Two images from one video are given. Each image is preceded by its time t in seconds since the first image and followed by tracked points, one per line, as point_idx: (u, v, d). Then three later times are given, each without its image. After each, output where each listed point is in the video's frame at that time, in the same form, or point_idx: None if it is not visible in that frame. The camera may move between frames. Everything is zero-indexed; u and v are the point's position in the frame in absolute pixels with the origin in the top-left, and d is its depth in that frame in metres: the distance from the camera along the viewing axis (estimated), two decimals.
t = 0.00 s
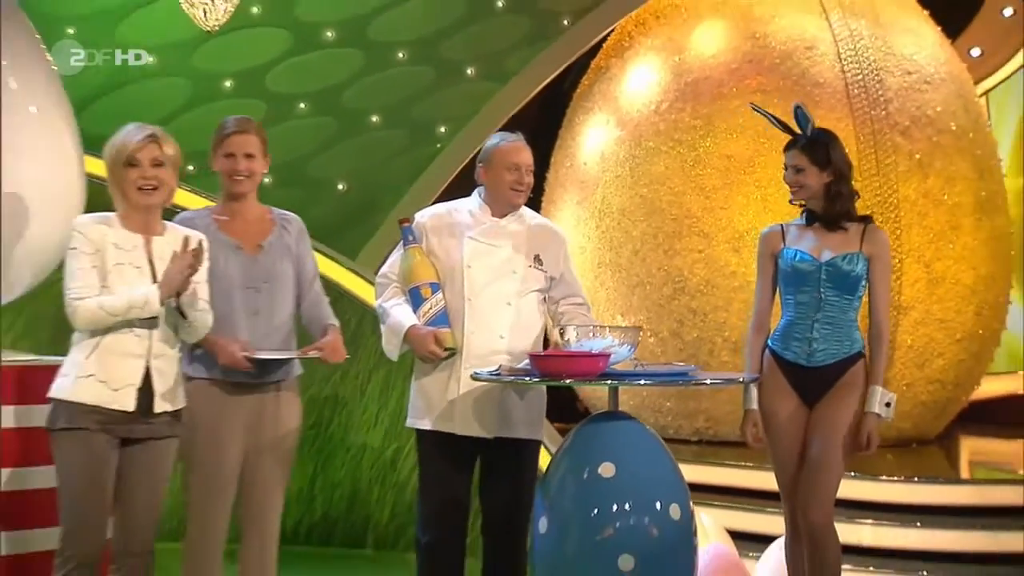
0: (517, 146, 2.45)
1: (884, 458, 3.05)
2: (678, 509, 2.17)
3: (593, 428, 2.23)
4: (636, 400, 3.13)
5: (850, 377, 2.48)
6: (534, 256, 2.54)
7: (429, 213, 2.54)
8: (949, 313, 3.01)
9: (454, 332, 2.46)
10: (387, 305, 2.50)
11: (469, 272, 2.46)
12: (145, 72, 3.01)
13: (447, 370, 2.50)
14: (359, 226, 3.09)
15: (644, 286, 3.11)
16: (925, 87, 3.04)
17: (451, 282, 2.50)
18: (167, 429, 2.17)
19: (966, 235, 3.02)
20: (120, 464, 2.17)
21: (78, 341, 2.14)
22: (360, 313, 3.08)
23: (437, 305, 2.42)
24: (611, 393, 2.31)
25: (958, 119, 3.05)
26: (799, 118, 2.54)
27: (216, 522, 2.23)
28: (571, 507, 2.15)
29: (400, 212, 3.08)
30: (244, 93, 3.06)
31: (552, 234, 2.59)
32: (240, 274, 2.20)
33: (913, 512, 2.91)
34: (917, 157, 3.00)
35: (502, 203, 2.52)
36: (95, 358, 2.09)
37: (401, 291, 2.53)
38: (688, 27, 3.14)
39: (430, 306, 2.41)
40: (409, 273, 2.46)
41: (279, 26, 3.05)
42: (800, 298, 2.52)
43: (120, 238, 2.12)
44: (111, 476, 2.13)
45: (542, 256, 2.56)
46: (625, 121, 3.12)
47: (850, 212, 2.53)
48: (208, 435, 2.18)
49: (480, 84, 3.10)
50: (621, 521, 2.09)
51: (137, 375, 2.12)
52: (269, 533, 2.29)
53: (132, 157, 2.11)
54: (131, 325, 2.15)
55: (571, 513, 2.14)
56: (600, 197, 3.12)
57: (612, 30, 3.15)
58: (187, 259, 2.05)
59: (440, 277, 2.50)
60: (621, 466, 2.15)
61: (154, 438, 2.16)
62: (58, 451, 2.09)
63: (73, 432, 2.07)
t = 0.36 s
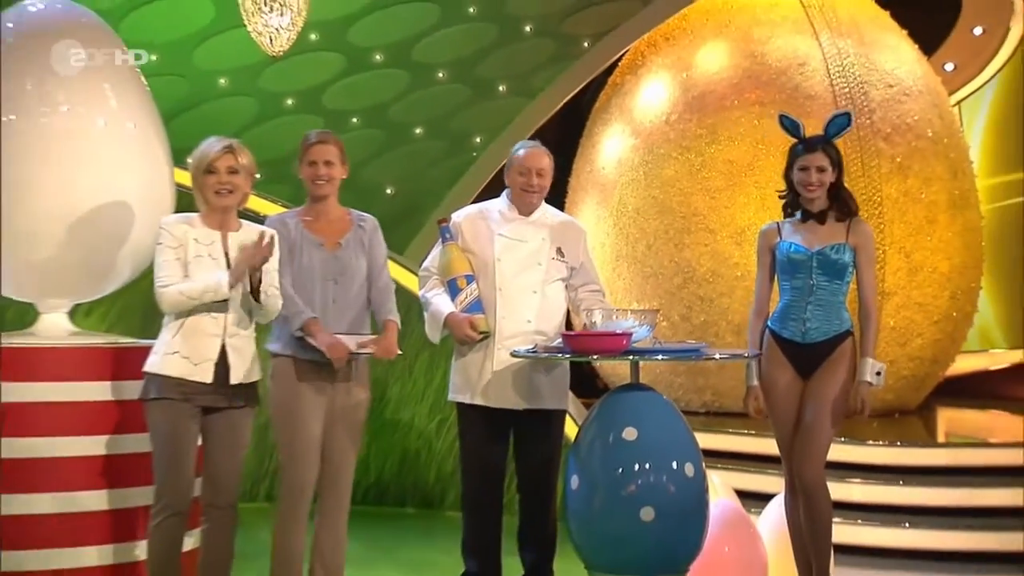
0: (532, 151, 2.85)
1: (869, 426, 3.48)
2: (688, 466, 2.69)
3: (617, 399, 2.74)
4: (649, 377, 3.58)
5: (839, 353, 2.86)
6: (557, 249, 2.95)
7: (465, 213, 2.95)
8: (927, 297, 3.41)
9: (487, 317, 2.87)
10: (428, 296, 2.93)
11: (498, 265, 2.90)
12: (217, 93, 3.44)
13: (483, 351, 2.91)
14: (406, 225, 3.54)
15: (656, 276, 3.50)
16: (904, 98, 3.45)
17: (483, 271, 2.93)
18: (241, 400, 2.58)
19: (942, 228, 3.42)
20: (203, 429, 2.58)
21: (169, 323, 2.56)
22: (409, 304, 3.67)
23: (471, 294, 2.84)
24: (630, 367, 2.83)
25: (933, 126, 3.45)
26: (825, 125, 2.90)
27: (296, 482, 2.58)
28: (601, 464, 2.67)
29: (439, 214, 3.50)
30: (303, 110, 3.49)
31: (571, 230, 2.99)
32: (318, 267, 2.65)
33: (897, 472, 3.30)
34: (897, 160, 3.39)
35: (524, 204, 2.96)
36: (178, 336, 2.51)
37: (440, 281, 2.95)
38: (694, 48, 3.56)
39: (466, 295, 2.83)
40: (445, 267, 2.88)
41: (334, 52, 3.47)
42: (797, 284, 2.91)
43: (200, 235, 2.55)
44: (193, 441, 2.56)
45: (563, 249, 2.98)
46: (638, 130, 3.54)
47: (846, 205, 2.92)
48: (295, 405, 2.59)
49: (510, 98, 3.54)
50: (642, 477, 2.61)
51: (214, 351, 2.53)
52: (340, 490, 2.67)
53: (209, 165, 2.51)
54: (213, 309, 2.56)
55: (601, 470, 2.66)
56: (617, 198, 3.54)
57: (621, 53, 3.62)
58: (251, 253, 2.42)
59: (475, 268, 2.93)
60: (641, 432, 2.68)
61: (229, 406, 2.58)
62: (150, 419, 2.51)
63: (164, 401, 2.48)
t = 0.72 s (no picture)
0: (542, 155, 3.38)
1: (859, 398, 3.92)
2: (697, 430, 3.35)
3: (635, 374, 3.41)
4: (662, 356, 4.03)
5: (828, 330, 3.28)
6: (573, 242, 3.47)
7: (493, 213, 3.47)
8: (909, 283, 3.84)
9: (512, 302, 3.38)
10: (461, 285, 3.44)
11: (522, 257, 3.41)
12: (280, 108, 3.95)
13: (510, 332, 3.41)
14: (447, 223, 4.02)
15: (668, 267, 3.94)
16: (888, 107, 3.89)
17: (509, 262, 3.44)
18: (298, 371, 3.12)
19: (922, 221, 3.86)
20: (268, 400, 3.12)
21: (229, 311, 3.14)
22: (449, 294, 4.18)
23: (498, 283, 3.36)
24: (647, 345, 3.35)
25: (914, 132, 3.89)
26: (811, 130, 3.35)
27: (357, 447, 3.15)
28: (622, 428, 3.33)
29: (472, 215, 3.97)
30: (355, 122, 4.00)
31: (582, 227, 3.50)
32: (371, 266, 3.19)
33: (882, 437, 3.74)
34: (882, 162, 3.82)
35: (542, 203, 3.47)
36: (236, 318, 3.07)
37: (471, 271, 3.46)
38: (700, 64, 4.00)
39: (493, 284, 3.35)
40: (477, 259, 3.38)
41: (383, 71, 3.98)
42: (791, 272, 3.35)
43: (249, 232, 3.13)
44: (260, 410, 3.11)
45: (580, 242, 3.48)
46: (651, 137, 3.99)
47: (836, 202, 3.35)
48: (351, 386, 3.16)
49: (537, 110, 4.00)
50: (656, 439, 3.28)
51: (267, 331, 3.08)
52: (394, 456, 3.25)
53: (256, 174, 3.07)
54: (264, 297, 3.14)
55: (622, 432, 3.33)
56: (633, 198, 3.99)
57: (635, 69, 4.09)
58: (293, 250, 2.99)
59: (502, 261, 3.45)
60: (657, 402, 3.34)
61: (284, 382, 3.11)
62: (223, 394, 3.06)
63: (230, 377, 3.03)
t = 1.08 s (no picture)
0: (559, 156, 3.86)
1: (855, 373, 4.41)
2: (710, 400, 3.79)
3: (654, 349, 3.85)
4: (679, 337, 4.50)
5: (823, 311, 3.72)
6: (592, 235, 3.94)
7: (519, 210, 3.95)
8: (900, 270, 4.28)
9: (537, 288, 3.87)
10: (493, 274, 3.93)
11: (545, 247, 3.89)
12: (336, 118, 4.50)
13: (536, 316, 3.87)
14: (486, 218, 4.52)
15: (682, 257, 4.38)
16: (881, 112, 4.33)
17: (534, 253, 3.92)
18: (351, 348, 3.64)
19: (911, 214, 4.29)
20: (324, 373, 3.64)
21: (289, 299, 3.64)
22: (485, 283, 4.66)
23: (524, 270, 3.86)
24: (664, 323, 3.87)
25: (904, 134, 4.33)
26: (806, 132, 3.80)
27: (409, 417, 3.66)
28: (642, 398, 3.78)
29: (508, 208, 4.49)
30: (402, 129, 4.53)
31: (598, 220, 3.96)
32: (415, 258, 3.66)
33: (876, 407, 4.20)
34: (875, 161, 4.25)
35: (562, 199, 3.93)
36: (296, 305, 3.58)
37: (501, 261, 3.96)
38: (711, 75, 4.45)
39: (519, 271, 3.86)
40: (504, 251, 3.93)
41: (427, 84, 4.49)
42: (791, 260, 3.78)
43: (303, 229, 3.64)
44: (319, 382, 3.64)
45: (598, 235, 3.95)
46: (667, 141, 4.43)
47: (832, 197, 3.80)
48: (404, 365, 3.65)
49: (565, 117, 4.48)
50: (673, 408, 3.72)
51: (323, 315, 3.58)
52: (442, 428, 3.74)
53: (306, 177, 3.59)
54: (321, 287, 3.64)
55: (642, 402, 3.78)
56: (651, 195, 4.43)
57: (651, 80, 4.55)
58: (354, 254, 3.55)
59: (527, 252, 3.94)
60: (674, 375, 3.78)
61: (339, 358, 3.62)
62: (287, 370, 3.59)
63: (292, 355, 3.56)
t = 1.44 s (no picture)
0: (581, 161, 4.34)
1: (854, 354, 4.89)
2: (720, 379, 4.21)
3: (670, 333, 4.29)
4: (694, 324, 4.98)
5: (819, 298, 4.16)
6: (609, 232, 4.40)
7: (542, 210, 4.40)
8: (895, 262, 4.72)
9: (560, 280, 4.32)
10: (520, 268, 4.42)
11: (568, 244, 4.35)
12: (383, 127, 5.03)
13: (560, 304, 4.33)
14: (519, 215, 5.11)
15: (696, 251, 4.82)
16: (877, 119, 4.76)
17: (557, 249, 4.38)
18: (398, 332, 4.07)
19: (905, 212, 4.73)
20: (376, 354, 4.07)
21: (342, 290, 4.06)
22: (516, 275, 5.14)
23: (549, 264, 4.38)
24: (680, 309, 4.36)
25: (899, 138, 4.76)
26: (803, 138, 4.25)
27: (454, 393, 4.14)
28: (659, 376, 4.21)
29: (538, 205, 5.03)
30: (442, 136, 5.05)
31: (616, 216, 4.43)
32: (461, 250, 4.12)
33: (873, 385, 4.69)
34: (872, 163, 4.68)
35: (583, 199, 4.38)
36: (349, 295, 3.99)
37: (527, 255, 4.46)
38: (721, 86, 4.90)
39: (545, 265, 4.37)
40: (529, 246, 4.43)
41: (464, 96, 5.00)
42: (792, 252, 4.22)
43: (355, 227, 4.08)
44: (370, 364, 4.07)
45: (614, 232, 4.41)
46: (682, 146, 4.88)
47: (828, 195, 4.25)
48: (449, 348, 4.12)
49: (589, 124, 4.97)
50: (687, 385, 4.14)
51: (374, 303, 4.00)
52: (481, 405, 4.18)
53: (357, 179, 4.03)
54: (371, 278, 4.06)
55: (659, 380, 4.21)
56: (667, 195, 4.88)
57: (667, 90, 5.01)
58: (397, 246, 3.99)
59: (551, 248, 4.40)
60: (688, 355, 4.21)
61: (388, 341, 4.06)
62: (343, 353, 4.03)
63: (348, 339, 3.99)
